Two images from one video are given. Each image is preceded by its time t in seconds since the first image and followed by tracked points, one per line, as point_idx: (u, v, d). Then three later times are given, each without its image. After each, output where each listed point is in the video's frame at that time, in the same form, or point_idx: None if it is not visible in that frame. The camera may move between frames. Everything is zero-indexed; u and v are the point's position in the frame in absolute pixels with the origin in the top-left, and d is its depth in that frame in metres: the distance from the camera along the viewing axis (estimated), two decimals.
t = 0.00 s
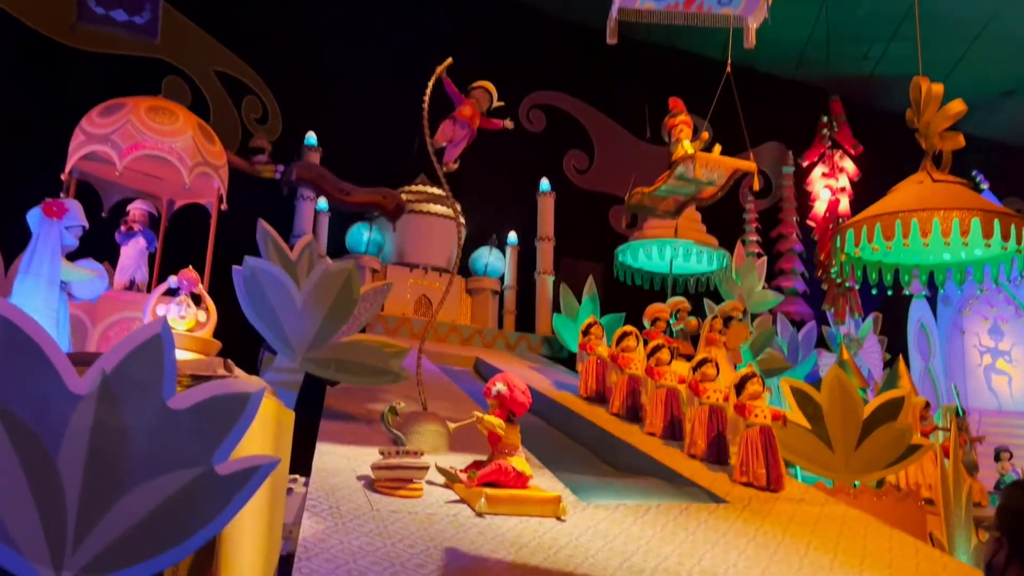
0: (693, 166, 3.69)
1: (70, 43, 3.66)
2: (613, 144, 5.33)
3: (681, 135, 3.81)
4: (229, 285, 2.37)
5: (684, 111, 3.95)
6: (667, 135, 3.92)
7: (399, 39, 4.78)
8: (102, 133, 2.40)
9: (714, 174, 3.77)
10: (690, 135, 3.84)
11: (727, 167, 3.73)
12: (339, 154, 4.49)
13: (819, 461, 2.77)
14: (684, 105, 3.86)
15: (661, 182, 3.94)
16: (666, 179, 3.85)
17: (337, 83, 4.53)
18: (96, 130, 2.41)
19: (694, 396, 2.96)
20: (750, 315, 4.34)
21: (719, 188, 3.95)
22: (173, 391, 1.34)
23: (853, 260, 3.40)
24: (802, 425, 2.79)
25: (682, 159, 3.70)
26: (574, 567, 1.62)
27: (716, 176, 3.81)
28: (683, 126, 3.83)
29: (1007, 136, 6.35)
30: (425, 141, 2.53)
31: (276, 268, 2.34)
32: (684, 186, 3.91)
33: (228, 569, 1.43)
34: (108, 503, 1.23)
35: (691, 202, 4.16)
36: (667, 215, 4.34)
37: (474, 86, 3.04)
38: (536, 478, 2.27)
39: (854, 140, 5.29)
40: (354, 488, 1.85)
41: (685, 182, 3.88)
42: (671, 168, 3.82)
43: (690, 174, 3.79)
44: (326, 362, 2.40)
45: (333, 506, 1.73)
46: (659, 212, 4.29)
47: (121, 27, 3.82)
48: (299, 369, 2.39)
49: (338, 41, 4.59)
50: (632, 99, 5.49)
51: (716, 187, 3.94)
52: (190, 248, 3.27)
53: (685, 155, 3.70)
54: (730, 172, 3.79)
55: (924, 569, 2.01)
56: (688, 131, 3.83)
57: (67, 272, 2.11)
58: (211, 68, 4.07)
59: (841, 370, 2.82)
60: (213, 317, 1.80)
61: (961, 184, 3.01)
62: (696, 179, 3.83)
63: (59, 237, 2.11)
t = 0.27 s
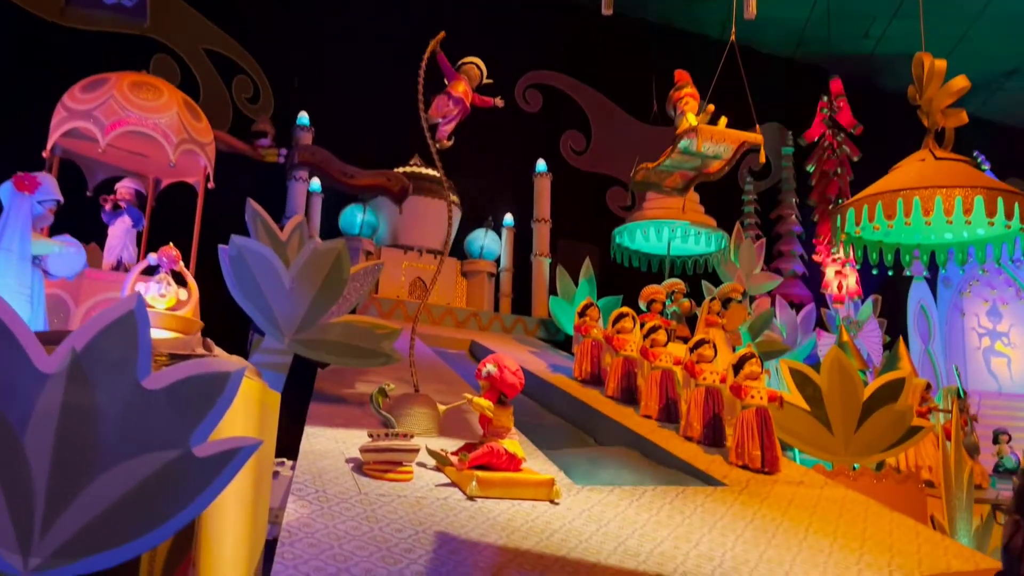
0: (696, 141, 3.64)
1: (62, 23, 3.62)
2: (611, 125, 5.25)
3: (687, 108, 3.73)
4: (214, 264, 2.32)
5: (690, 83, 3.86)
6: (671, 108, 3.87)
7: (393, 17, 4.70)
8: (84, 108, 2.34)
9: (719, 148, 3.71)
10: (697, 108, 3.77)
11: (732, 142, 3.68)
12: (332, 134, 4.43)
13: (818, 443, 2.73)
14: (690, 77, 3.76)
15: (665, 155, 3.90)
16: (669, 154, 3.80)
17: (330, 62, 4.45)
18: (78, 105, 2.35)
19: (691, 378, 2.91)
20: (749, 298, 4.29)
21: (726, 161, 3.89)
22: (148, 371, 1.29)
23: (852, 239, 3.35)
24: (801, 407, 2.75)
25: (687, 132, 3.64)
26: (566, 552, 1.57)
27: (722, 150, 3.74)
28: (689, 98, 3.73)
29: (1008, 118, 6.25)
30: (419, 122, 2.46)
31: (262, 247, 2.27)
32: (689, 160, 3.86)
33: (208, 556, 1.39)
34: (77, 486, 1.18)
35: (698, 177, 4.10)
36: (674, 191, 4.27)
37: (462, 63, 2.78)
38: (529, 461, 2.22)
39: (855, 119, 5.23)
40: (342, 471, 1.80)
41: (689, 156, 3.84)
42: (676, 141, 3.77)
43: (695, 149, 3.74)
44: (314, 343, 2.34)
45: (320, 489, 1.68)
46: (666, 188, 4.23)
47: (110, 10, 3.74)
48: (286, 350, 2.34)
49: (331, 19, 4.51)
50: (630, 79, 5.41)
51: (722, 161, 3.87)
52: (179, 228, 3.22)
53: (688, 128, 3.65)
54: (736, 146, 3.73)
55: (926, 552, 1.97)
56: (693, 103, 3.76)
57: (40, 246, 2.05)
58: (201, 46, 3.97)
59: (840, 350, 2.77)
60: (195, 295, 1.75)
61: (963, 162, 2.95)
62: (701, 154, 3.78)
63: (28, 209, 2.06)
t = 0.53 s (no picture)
0: (698, 116, 3.64)
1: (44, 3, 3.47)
2: (606, 109, 5.18)
3: (688, 84, 3.67)
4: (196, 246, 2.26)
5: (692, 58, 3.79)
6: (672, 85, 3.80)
7: None
8: (62, 86, 2.28)
9: (721, 124, 3.71)
10: (699, 83, 3.71)
11: (734, 117, 3.68)
12: (322, 117, 4.36)
13: (814, 430, 2.69)
14: (692, 52, 3.69)
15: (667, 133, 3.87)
16: (671, 132, 3.77)
17: (320, 45, 4.38)
18: (56, 83, 2.29)
19: (684, 363, 2.87)
20: (745, 284, 4.24)
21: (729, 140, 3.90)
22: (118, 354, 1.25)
23: (849, 223, 3.30)
24: (797, 393, 2.70)
25: (690, 107, 3.62)
26: (556, 540, 1.52)
27: (724, 126, 3.74)
28: (691, 75, 3.67)
29: (1008, 102, 6.18)
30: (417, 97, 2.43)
31: (245, 229, 2.22)
32: (692, 138, 3.83)
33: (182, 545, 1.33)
34: (41, 473, 1.13)
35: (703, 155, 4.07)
36: (679, 170, 4.25)
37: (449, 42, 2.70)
38: (519, 448, 2.17)
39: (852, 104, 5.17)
40: (325, 458, 1.75)
41: (692, 134, 3.81)
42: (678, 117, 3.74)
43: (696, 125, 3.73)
44: (298, 327, 2.28)
45: (302, 476, 1.63)
46: (669, 168, 4.20)
47: None
48: (270, 335, 2.28)
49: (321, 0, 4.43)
50: (625, 63, 5.34)
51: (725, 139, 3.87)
52: (164, 212, 3.16)
53: (690, 104, 3.63)
54: (738, 122, 3.72)
55: (924, 540, 1.93)
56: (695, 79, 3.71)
57: (12, 228, 1.99)
58: (188, 27, 3.87)
59: (837, 335, 2.73)
60: (171, 275, 1.70)
61: (962, 144, 2.90)
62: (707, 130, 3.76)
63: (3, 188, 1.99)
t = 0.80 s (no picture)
0: (696, 94, 3.59)
1: None
2: (599, 96, 5.12)
3: (688, 62, 3.61)
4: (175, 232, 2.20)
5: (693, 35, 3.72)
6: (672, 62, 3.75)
7: None
8: (36, 66, 2.22)
9: (721, 102, 3.66)
10: (699, 61, 3.64)
11: (735, 94, 3.61)
12: (310, 103, 4.30)
13: (808, 419, 2.64)
14: (693, 29, 3.61)
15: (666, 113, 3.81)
16: (670, 111, 3.76)
17: (308, 29, 4.30)
18: (29, 63, 2.22)
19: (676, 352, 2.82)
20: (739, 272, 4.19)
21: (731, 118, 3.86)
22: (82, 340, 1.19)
23: (843, 209, 3.25)
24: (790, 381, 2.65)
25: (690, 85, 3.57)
26: (542, 531, 1.47)
27: (725, 103, 3.68)
28: (691, 52, 3.60)
29: (1003, 91, 6.13)
30: (405, 77, 2.37)
31: (226, 214, 2.17)
32: (692, 118, 3.82)
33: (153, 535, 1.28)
34: None
35: (705, 135, 4.05)
36: (679, 152, 4.23)
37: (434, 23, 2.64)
38: (506, 437, 2.13)
39: (846, 91, 5.13)
40: (305, 449, 1.69)
41: (691, 114, 3.80)
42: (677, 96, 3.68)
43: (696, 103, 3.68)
44: (280, 315, 2.23)
45: (279, 467, 1.57)
46: (669, 150, 4.18)
47: None
48: (252, 322, 2.23)
49: None
50: (619, 49, 5.28)
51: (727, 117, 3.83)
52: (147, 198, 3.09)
53: (691, 81, 3.57)
54: (739, 99, 3.66)
55: (921, 530, 1.89)
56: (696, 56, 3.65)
57: None
58: (173, 11, 3.76)
59: (831, 323, 2.68)
60: (142, 261, 1.62)
61: (959, 128, 2.85)
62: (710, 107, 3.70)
63: None
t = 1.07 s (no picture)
0: (691, 73, 3.55)
1: None
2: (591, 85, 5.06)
3: (688, 41, 3.54)
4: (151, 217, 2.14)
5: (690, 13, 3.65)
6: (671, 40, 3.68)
7: None
8: (9, 47, 2.16)
9: (720, 80, 3.61)
10: (698, 40, 3.58)
11: (733, 72, 3.55)
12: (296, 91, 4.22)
13: (801, 410, 2.60)
14: (691, 7, 3.55)
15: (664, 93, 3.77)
16: (666, 93, 3.73)
17: (294, 15, 4.23)
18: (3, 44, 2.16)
19: (666, 342, 2.77)
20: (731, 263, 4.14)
21: (730, 99, 3.82)
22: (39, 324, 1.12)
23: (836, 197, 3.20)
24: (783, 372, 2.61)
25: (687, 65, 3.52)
26: (525, 526, 1.42)
27: (724, 81, 3.63)
28: (690, 31, 3.54)
29: (1003, 83, 6.05)
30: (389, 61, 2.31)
31: (203, 200, 2.10)
32: (688, 99, 3.79)
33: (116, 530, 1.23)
34: None
35: (707, 118, 4.03)
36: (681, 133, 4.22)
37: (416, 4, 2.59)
38: (490, 429, 2.08)
39: (839, 80, 5.08)
40: (281, 441, 1.64)
41: (688, 95, 3.77)
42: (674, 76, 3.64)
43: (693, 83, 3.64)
44: (260, 305, 2.18)
45: (254, 460, 1.51)
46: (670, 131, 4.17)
47: None
48: (230, 312, 2.17)
49: None
50: (611, 38, 5.21)
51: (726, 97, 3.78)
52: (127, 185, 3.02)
53: (688, 61, 3.52)
54: (738, 77, 3.60)
55: (916, 523, 1.84)
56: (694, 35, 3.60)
57: None
58: None
59: (825, 313, 2.63)
60: (109, 244, 1.60)
61: (954, 115, 2.80)
62: (707, 86, 3.66)
63: None
